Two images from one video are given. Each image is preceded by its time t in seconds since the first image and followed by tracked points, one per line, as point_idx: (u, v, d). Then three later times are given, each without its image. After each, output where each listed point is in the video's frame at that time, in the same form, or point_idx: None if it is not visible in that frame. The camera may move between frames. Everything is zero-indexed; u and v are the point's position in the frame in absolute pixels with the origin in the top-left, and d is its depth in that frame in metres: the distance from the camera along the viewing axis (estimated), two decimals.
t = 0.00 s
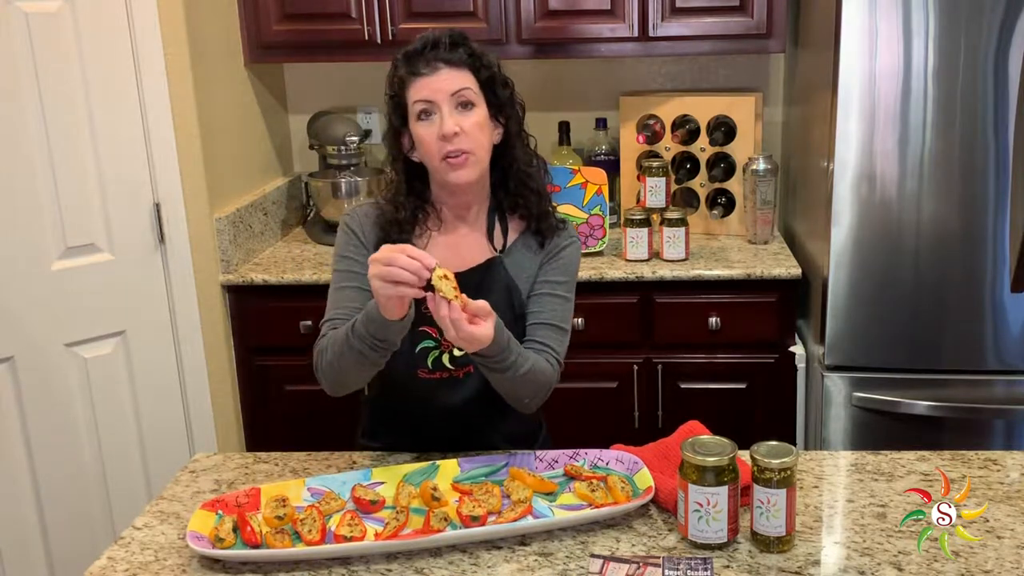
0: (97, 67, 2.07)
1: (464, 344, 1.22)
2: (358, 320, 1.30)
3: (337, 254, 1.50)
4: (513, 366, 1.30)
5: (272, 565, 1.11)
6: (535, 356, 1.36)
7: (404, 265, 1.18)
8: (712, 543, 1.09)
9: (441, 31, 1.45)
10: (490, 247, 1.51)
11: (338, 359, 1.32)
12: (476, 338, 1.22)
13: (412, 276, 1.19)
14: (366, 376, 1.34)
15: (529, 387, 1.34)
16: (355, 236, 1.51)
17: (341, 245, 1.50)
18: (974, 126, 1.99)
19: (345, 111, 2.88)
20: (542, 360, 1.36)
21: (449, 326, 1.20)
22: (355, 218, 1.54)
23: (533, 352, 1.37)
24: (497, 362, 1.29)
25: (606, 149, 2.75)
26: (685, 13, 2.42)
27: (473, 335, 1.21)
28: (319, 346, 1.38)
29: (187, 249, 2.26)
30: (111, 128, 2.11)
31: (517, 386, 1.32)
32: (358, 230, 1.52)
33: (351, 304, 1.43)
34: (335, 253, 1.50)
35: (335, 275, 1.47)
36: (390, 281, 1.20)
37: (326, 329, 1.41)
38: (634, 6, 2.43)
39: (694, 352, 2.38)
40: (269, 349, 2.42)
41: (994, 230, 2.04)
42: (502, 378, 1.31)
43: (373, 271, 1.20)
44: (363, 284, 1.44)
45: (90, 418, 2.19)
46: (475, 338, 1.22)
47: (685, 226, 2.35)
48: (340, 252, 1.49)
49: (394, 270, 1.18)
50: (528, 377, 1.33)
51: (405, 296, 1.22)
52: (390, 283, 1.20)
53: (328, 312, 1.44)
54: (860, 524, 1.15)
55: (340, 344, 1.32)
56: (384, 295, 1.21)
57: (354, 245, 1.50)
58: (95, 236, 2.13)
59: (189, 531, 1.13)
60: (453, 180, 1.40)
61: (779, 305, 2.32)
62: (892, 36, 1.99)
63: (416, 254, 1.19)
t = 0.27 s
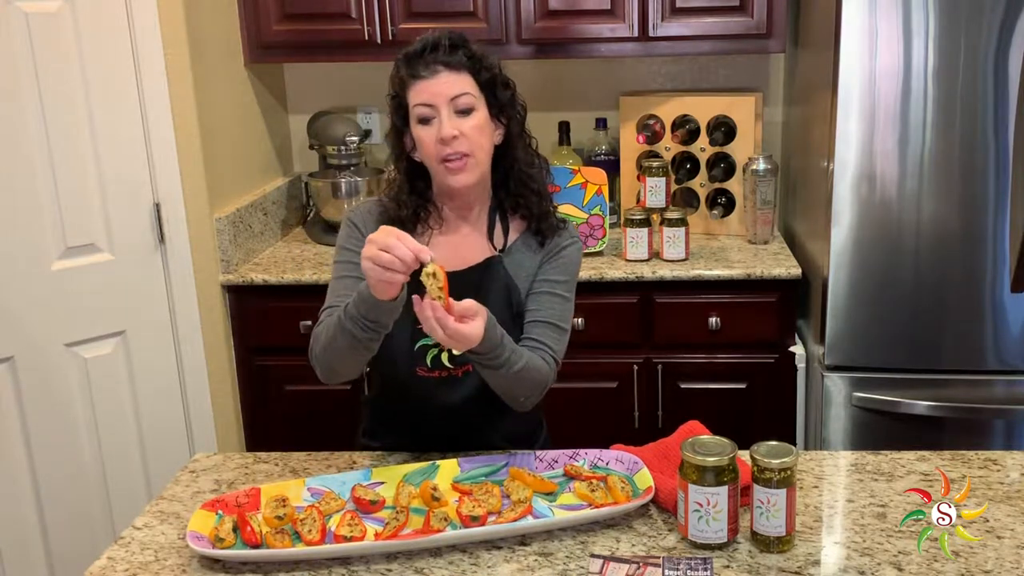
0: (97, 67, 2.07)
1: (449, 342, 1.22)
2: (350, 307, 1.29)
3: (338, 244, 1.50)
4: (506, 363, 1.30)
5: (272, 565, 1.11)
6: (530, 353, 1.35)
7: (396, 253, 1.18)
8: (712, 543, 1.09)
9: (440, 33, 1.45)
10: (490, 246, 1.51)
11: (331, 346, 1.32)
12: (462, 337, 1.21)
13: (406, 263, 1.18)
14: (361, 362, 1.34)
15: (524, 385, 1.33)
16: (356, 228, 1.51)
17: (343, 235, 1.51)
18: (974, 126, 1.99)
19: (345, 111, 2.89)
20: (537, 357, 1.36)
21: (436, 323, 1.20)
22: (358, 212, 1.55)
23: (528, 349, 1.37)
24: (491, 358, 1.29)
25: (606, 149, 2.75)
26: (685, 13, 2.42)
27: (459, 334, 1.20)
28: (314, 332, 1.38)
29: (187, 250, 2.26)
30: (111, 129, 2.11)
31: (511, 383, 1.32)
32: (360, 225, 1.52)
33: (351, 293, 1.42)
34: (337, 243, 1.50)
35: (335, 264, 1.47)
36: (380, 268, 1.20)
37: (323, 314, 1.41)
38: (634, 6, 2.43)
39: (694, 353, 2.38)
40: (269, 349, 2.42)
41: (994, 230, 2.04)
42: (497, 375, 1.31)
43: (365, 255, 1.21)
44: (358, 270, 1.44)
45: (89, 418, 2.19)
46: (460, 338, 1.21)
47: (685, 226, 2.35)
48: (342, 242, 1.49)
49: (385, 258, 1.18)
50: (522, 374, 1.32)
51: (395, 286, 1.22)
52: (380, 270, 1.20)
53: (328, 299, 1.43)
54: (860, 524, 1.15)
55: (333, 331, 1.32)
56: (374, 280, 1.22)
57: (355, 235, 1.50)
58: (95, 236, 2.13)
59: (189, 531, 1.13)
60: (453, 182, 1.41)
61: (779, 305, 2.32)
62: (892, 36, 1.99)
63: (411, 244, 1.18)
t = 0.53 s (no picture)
0: (96, 67, 2.07)
1: (443, 343, 1.22)
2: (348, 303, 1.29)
3: (340, 240, 1.50)
4: (505, 364, 1.30)
5: (272, 565, 1.11)
6: (529, 353, 1.35)
7: (396, 252, 1.18)
8: (712, 543, 1.09)
9: (443, 31, 1.45)
10: (490, 246, 1.51)
11: (330, 342, 1.32)
12: (457, 338, 1.21)
13: (405, 262, 1.19)
14: (360, 358, 1.34)
15: (522, 385, 1.33)
16: (357, 225, 1.52)
17: (345, 231, 1.51)
18: (974, 126, 1.99)
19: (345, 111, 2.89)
20: (536, 357, 1.36)
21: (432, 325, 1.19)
22: (360, 211, 1.55)
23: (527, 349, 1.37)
24: (490, 359, 1.29)
25: (606, 149, 2.75)
26: (685, 13, 2.42)
27: (454, 335, 1.20)
28: (314, 327, 1.39)
29: (187, 250, 2.27)
30: (111, 129, 2.11)
31: (510, 383, 1.32)
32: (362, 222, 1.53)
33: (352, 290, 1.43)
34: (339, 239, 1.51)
35: (336, 261, 1.48)
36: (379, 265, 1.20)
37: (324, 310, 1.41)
38: (634, 6, 2.43)
39: (694, 352, 2.38)
40: (269, 349, 2.42)
41: (993, 230, 2.04)
42: (495, 375, 1.31)
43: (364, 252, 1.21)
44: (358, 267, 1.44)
45: (90, 418, 2.19)
46: (455, 339, 1.21)
47: (685, 226, 2.36)
48: (344, 239, 1.50)
49: (384, 256, 1.18)
50: (521, 375, 1.32)
51: (393, 284, 1.22)
52: (378, 268, 1.20)
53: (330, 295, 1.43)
54: (860, 524, 1.15)
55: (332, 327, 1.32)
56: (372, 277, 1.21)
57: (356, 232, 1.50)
58: (95, 236, 2.13)
59: (189, 531, 1.13)
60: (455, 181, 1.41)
61: (779, 305, 2.32)
62: (892, 36, 1.99)
63: (412, 244, 1.19)
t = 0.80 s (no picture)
0: (96, 67, 2.07)
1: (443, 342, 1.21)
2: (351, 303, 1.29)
3: (340, 239, 1.50)
4: (505, 364, 1.30)
5: (272, 565, 1.11)
6: (528, 353, 1.35)
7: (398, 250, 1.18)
8: (712, 543, 1.09)
9: (443, 30, 1.45)
10: (490, 246, 1.52)
11: (331, 342, 1.32)
12: (459, 338, 1.21)
13: (408, 261, 1.18)
14: (361, 359, 1.34)
15: (522, 385, 1.33)
16: (357, 225, 1.52)
17: (345, 231, 1.51)
18: (974, 127, 1.99)
19: (345, 111, 2.89)
20: (536, 356, 1.36)
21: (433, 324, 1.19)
22: (360, 210, 1.55)
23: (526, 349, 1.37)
24: (489, 359, 1.29)
25: (606, 149, 2.75)
26: (685, 13, 2.42)
27: (455, 334, 1.20)
28: (314, 327, 1.39)
29: (187, 250, 2.27)
30: (111, 129, 2.11)
31: (509, 383, 1.32)
32: (361, 221, 1.53)
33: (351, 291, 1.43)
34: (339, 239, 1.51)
35: (336, 261, 1.48)
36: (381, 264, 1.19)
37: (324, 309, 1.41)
38: (635, 6, 2.43)
39: (694, 352, 2.38)
40: (269, 349, 2.42)
41: (993, 230, 2.04)
42: (495, 375, 1.31)
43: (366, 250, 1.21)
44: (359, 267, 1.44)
45: (90, 418, 2.19)
46: (457, 338, 1.20)
47: (685, 225, 2.35)
48: (343, 238, 1.50)
49: (386, 254, 1.18)
50: (521, 375, 1.32)
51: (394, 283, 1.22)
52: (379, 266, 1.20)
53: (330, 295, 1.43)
54: (860, 524, 1.15)
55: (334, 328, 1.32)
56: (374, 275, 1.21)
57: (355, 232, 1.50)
58: (95, 237, 2.13)
59: (189, 531, 1.13)
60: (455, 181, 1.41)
61: (779, 305, 2.32)
62: (892, 36, 1.99)
63: (414, 243, 1.19)
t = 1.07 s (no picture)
0: (96, 67, 2.07)
1: (445, 341, 1.22)
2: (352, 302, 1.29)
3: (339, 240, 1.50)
4: (505, 364, 1.30)
5: (272, 565, 1.11)
6: (528, 353, 1.35)
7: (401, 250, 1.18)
8: (712, 543, 1.09)
9: (443, 30, 1.45)
10: (490, 246, 1.52)
11: (331, 342, 1.32)
12: (461, 336, 1.21)
13: (409, 261, 1.18)
14: (361, 359, 1.35)
15: (523, 385, 1.33)
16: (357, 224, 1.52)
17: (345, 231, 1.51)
18: (974, 127, 1.99)
19: (345, 111, 2.89)
20: (536, 356, 1.36)
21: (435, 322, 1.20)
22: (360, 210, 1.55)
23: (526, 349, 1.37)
24: (490, 359, 1.29)
25: (606, 149, 2.75)
26: (685, 13, 2.42)
27: (457, 332, 1.21)
28: (315, 327, 1.39)
29: (187, 250, 2.27)
30: (111, 129, 2.11)
31: (510, 382, 1.32)
32: (361, 221, 1.53)
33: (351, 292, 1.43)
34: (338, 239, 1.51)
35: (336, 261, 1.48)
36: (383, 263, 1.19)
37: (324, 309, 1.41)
38: (635, 6, 2.43)
39: (694, 352, 2.38)
40: (269, 349, 2.42)
41: (994, 230, 2.04)
42: (496, 374, 1.31)
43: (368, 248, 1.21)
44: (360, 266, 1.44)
45: (90, 418, 2.19)
46: (458, 336, 1.21)
47: (685, 225, 2.36)
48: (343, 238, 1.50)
49: (388, 253, 1.18)
50: (522, 374, 1.32)
51: (395, 283, 1.22)
52: (381, 265, 1.19)
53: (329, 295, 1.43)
54: (860, 524, 1.15)
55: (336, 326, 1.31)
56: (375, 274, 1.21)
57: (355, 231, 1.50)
58: (95, 237, 2.13)
59: (189, 531, 1.13)
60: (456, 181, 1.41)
61: (779, 305, 2.32)
62: (892, 36, 1.99)
63: (416, 242, 1.19)
